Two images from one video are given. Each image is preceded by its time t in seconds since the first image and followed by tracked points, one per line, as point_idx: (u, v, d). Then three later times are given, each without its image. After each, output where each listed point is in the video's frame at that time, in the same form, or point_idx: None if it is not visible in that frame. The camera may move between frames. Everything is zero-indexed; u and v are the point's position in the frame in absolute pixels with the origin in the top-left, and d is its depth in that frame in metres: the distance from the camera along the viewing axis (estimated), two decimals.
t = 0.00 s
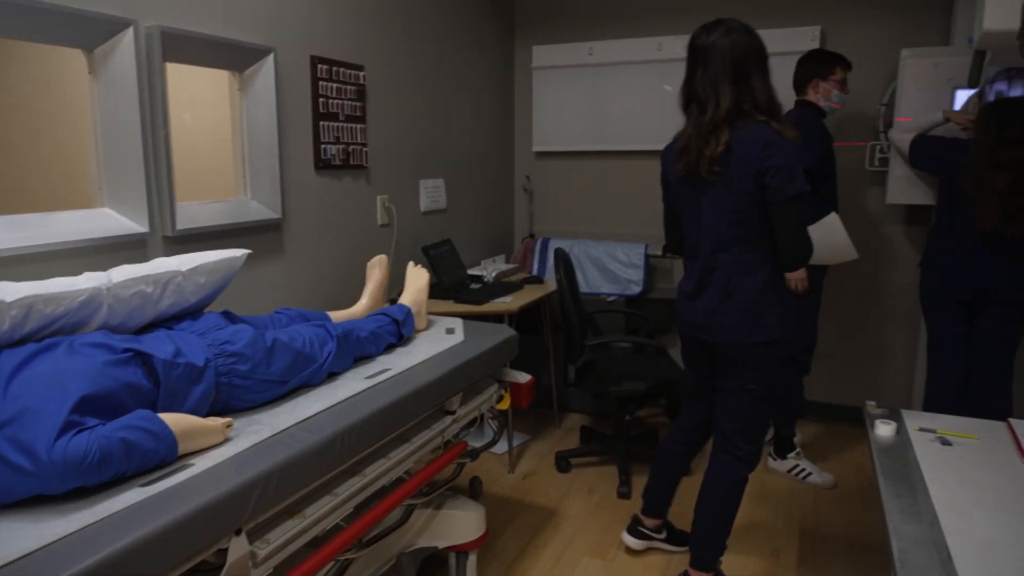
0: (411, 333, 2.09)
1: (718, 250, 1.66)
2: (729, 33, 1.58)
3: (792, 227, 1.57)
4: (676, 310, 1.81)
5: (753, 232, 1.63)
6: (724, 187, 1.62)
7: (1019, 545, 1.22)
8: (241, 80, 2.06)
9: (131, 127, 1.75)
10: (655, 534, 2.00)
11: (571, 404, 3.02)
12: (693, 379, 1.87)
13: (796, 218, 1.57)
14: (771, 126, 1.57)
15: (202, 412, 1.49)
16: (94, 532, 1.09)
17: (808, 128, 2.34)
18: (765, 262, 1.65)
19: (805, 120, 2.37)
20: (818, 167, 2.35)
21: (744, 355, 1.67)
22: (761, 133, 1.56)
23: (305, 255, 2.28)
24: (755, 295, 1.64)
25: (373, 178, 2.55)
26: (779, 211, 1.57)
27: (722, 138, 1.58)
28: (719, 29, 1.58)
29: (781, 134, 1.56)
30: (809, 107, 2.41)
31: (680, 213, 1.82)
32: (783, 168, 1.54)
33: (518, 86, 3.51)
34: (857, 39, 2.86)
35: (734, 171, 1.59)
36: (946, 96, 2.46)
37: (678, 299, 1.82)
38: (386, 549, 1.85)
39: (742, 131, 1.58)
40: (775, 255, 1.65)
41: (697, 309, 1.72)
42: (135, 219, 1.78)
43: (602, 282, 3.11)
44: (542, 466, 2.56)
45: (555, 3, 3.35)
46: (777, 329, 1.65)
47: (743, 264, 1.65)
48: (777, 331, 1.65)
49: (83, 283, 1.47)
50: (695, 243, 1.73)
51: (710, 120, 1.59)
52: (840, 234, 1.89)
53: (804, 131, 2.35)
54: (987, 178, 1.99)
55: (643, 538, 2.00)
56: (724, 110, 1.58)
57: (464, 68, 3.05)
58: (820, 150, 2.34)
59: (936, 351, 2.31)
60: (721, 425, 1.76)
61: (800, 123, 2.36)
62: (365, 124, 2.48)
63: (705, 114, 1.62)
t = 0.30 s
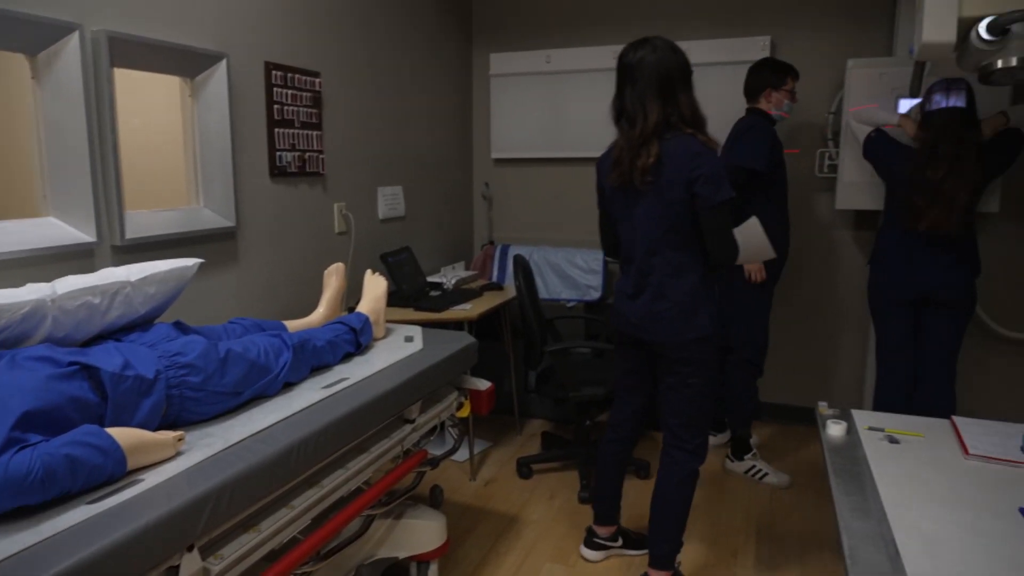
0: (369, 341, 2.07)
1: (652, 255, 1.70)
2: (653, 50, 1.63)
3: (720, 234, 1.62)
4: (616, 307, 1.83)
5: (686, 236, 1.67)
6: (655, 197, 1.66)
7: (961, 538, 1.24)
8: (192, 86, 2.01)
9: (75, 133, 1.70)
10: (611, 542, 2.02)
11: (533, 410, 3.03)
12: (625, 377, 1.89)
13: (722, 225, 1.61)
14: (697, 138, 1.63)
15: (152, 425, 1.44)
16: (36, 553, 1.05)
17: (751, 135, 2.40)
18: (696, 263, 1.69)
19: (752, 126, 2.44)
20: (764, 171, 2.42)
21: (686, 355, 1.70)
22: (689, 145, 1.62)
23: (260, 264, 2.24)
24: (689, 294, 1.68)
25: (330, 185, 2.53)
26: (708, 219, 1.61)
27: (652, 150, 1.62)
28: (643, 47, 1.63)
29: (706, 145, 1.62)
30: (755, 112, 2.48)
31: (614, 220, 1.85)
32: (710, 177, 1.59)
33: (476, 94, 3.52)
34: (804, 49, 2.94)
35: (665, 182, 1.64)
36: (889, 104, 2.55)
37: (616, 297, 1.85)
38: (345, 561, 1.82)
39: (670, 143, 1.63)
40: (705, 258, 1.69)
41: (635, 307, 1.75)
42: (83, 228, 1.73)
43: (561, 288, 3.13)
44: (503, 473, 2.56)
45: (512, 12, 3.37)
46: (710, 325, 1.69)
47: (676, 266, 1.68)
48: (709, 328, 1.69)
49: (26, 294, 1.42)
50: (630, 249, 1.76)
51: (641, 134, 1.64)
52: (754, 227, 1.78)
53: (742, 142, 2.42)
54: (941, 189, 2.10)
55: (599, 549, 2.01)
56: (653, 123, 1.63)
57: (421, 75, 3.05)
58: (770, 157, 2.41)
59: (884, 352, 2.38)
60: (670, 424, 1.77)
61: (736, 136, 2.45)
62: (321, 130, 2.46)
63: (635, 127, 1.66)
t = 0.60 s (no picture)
0: (335, 351, 2.05)
1: (600, 262, 1.76)
2: (599, 63, 1.68)
3: (664, 243, 1.69)
4: (574, 314, 1.86)
5: (631, 244, 1.74)
6: (603, 205, 1.72)
7: (920, 537, 1.26)
8: (153, 93, 1.98)
9: (30, 142, 1.66)
10: (581, 548, 2.03)
11: (503, 418, 3.04)
12: (577, 383, 1.94)
13: (666, 234, 1.68)
14: (643, 149, 1.70)
15: (111, 440, 1.40)
16: None
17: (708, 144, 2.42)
18: (640, 270, 1.76)
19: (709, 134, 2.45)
20: (721, 177, 2.43)
21: (630, 358, 1.78)
22: (635, 155, 1.68)
23: (224, 275, 2.21)
24: (633, 299, 1.75)
25: (296, 194, 2.51)
26: (653, 228, 1.68)
27: (599, 160, 1.67)
28: (589, 61, 1.69)
29: (650, 156, 1.69)
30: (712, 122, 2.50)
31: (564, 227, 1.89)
32: (656, 187, 1.66)
33: (443, 102, 3.53)
34: (765, 61, 3.00)
35: (612, 191, 1.69)
36: (846, 114, 2.61)
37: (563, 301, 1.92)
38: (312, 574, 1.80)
39: (617, 154, 1.69)
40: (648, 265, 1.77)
41: (581, 310, 1.82)
42: (39, 238, 1.68)
43: (530, 296, 3.14)
44: (473, 481, 2.56)
45: (479, 21, 3.39)
46: (651, 328, 1.78)
47: (622, 273, 1.75)
48: (651, 332, 1.77)
49: None
50: (579, 255, 1.81)
51: (588, 144, 1.69)
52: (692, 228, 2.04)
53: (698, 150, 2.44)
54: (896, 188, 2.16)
55: (569, 556, 2.02)
56: (600, 133, 1.68)
57: (387, 84, 3.04)
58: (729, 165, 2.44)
59: (845, 356, 2.43)
60: (626, 427, 1.83)
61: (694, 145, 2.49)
62: (286, 139, 2.43)
63: (582, 137, 1.71)
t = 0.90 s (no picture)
0: (301, 360, 2.03)
1: (556, 267, 1.82)
2: (558, 75, 1.74)
3: (616, 250, 1.75)
4: (536, 320, 1.87)
5: (586, 251, 1.80)
6: (559, 211, 1.77)
7: (881, 537, 1.28)
8: (113, 99, 1.94)
9: None
10: (551, 554, 2.05)
11: (472, 425, 3.04)
12: (540, 387, 1.98)
13: (618, 242, 1.75)
14: (598, 159, 1.76)
15: (68, 454, 1.36)
16: None
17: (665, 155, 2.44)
18: (595, 277, 1.82)
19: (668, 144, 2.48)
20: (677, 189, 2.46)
21: (585, 361, 1.84)
22: (591, 164, 1.74)
23: (187, 284, 2.17)
24: (587, 304, 1.81)
25: (261, 201, 2.48)
26: (604, 236, 1.74)
27: (556, 167, 1.74)
28: (549, 72, 1.75)
29: (606, 166, 1.76)
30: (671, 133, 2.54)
31: (523, 233, 1.94)
32: (608, 196, 1.72)
33: (411, 109, 3.52)
34: (727, 70, 3.06)
35: (568, 198, 1.76)
36: (807, 122, 2.66)
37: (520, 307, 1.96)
38: None
39: (574, 163, 1.75)
40: (602, 273, 1.82)
41: (536, 314, 1.86)
42: None
43: (498, 303, 3.15)
44: (442, 489, 2.55)
45: (446, 28, 3.39)
46: (605, 333, 1.83)
47: (576, 279, 1.81)
48: (605, 335, 1.83)
49: None
50: (536, 260, 1.87)
51: (546, 152, 1.75)
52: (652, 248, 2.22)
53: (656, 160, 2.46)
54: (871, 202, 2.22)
55: (539, 562, 2.03)
56: (557, 142, 1.74)
57: (354, 91, 3.03)
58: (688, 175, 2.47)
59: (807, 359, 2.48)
60: (591, 429, 1.88)
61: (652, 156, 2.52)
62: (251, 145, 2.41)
63: (541, 145, 1.77)
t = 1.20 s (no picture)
0: (268, 368, 2.00)
1: (520, 271, 1.82)
2: (522, 81, 1.76)
3: (579, 255, 1.76)
4: (503, 326, 1.88)
5: (549, 255, 1.81)
6: (523, 215, 1.78)
7: (844, 535, 1.29)
8: (72, 103, 1.89)
9: None
10: (522, 559, 2.05)
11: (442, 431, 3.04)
12: (508, 391, 1.99)
13: (581, 247, 1.76)
14: (561, 164, 1.77)
15: (25, 468, 1.32)
16: None
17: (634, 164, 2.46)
18: (559, 281, 1.84)
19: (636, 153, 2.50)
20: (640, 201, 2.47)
21: (552, 364, 1.84)
22: (553, 169, 1.76)
23: (150, 291, 2.13)
24: (552, 308, 1.82)
25: (226, 207, 2.45)
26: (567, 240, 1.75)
27: (519, 171, 1.75)
28: (513, 79, 1.76)
29: (569, 171, 1.77)
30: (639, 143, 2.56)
31: (490, 238, 1.95)
32: (571, 201, 1.74)
33: (379, 114, 3.50)
34: (693, 76, 3.10)
35: (531, 203, 1.76)
36: (771, 128, 2.71)
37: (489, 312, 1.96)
38: None
39: (537, 167, 1.76)
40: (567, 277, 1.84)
41: (502, 319, 1.87)
42: None
43: (469, 308, 3.15)
44: (413, 496, 2.54)
45: (414, 33, 3.39)
46: (570, 336, 1.84)
47: (541, 283, 1.82)
48: (571, 339, 1.84)
49: None
50: (502, 264, 1.88)
51: (508, 156, 1.76)
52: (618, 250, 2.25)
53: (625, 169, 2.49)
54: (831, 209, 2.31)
55: (510, 568, 2.03)
56: (520, 147, 1.75)
57: (321, 95, 3.01)
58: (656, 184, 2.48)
59: (773, 361, 2.52)
60: (558, 433, 1.89)
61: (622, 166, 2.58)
62: (216, 150, 2.37)
63: (505, 150, 1.78)
